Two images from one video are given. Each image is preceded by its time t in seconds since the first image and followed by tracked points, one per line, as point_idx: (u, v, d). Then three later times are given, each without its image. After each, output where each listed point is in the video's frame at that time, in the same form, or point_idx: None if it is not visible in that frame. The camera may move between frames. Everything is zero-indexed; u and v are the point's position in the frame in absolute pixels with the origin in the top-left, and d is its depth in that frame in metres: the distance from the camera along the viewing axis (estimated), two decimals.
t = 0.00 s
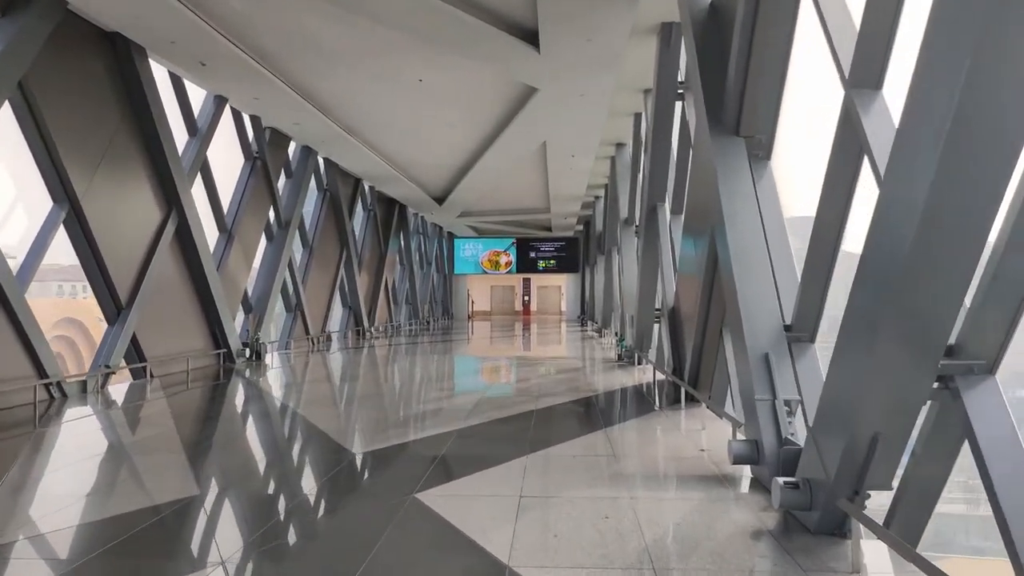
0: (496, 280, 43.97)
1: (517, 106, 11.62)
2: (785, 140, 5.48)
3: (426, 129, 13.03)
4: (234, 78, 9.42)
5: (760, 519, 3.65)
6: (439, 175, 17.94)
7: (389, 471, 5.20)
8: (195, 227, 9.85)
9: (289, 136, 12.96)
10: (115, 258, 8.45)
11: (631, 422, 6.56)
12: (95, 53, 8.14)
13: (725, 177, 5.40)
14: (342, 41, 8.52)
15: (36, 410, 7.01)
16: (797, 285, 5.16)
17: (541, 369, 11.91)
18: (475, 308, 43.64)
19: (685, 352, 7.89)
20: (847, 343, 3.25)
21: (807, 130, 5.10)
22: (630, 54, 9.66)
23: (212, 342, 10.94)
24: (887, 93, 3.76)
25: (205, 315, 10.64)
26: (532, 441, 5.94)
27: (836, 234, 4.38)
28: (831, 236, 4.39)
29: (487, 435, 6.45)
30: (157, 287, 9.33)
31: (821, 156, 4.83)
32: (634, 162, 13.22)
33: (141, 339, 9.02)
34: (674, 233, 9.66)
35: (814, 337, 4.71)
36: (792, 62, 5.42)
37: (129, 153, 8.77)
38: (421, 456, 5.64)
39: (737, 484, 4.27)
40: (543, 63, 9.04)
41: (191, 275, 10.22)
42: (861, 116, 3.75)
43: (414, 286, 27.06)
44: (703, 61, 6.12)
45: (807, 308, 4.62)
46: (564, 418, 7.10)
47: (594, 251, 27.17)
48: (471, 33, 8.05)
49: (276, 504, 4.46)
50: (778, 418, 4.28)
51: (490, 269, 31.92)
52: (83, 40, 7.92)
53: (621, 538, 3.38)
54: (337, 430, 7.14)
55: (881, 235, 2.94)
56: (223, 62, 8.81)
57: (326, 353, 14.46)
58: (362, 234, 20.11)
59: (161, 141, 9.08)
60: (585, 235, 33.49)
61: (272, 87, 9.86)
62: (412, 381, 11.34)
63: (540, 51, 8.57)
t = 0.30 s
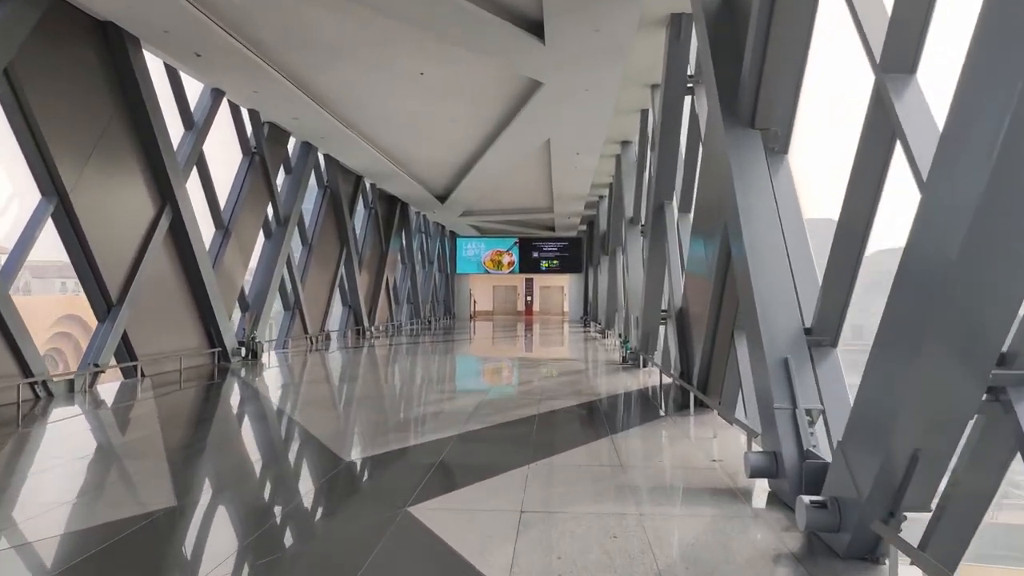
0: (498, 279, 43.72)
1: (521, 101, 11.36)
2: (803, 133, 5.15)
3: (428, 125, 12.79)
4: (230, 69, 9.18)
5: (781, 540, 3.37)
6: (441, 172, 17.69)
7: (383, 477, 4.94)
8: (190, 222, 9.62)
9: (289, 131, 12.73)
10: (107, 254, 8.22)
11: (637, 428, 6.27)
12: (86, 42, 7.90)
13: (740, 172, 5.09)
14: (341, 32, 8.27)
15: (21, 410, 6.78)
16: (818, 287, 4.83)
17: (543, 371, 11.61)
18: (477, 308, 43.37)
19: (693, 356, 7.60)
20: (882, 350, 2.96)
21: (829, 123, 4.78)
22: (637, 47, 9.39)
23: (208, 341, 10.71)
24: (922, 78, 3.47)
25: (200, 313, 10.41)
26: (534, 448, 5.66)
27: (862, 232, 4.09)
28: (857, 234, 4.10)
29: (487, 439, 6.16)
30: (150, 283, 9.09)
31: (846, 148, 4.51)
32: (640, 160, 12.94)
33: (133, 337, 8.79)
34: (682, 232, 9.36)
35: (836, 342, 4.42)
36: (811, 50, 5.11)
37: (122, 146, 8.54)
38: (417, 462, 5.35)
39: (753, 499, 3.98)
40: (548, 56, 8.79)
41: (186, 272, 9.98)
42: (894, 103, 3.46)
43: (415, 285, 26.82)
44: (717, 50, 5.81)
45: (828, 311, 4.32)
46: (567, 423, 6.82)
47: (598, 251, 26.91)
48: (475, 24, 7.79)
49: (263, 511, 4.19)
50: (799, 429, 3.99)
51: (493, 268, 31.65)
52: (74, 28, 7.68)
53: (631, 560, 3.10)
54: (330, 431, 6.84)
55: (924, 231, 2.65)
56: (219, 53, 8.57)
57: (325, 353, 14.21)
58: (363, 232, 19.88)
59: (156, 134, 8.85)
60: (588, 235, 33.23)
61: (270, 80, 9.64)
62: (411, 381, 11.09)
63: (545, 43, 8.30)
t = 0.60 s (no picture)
0: (499, 280, 43.51)
1: (520, 98, 11.09)
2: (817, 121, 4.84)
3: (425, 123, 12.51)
4: (220, 67, 8.92)
5: (805, 565, 3.09)
6: (441, 172, 17.42)
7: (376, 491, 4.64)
8: (180, 224, 9.36)
9: (283, 130, 12.47)
10: (94, 257, 7.96)
11: (643, 437, 5.99)
12: (71, 39, 7.67)
13: (752, 165, 4.79)
14: (334, 27, 8.00)
15: (2, 420, 6.49)
16: (837, 290, 4.53)
17: (545, 374, 11.34)
18: (478, 309, 43.16)
19: (701, 359, 7.30)
20: (920, 357, 2.67)
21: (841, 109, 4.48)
22: (640, 40, 9.11)
23: (200, 346, 10.46)
24: (956, 60, 3.17)
25: (192, 317, 10.15)
26: (535, 458, 5.38)
27: (888, 227, 3.78)
28: (883, 228, 3.79)
29: (486, 447, 5.88)
30: (139, 287, 8.83)
31: (862, 140, 4.17)
32: (642, 158, 12.65)
33: (122, 343, 8.53)
34: (687, 231, 9.07)
35: (857, 347, 4.13)
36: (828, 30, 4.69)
37: (109, 145, 8.29)
38: (413, 474, 5.07)
39: (771, 518, 3.69)
40: (548, 51, 8.50)
41: (177, 275, 9.73)
42: (925, 87, 3.17)
43: (415, 287, 26.56)
44: (725, 39, 5.52)
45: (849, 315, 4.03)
46: (569, 430, 6.54)
47: (599, 251, 26.68)
48: (472, 17, 7.50)
49: (245, 530, 3.92)
50: (819, 440, 3.71)
51: (493, 269, 31.41)
52: (56, 24, 7.42)
53: None
54: (323, 439, 6.57)
55: (971, 225, 2.35)
56: (207, 49, 8.30)
57: (321, 357, 13.92)
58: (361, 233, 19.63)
59: (144, 133, 8.59)
60: (589, 235, 33.01)
61: (262, 78, 9.39)
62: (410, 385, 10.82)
63: (545, 36, 8.01)
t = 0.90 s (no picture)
0: (499, 279, 43.27)
1: (520, 91, 10.79)
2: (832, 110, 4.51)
3: (423, 117, 12.20)
4: (209, 56, 8.62)
5: None
6: (439, 169, 17.12)
7: (362, 501, 4.36)
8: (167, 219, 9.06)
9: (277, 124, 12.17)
10: (76, 253, 7.68)
11: (646, 445, 5.69)
12: (53, 25, 7.38)
13: (765, 156, 4.48)
14: (325, 14, 7.70)
15: None
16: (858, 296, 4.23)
17: (544, 375, 11.05)
18: (477, 308, 42.91)
19: (706, 362, 7.01)
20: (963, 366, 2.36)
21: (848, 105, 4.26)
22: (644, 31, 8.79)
23: (189, 345, 10.18)
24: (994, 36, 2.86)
25: (181, 315, 9.86)
26: (533, 467, 5.09)
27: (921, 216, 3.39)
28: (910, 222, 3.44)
29: (481, 454, 5.60)
30: (124, 284, 8.55)
31: (860, 137, 4.10)
32: (645, 154, 12.34)
33: (106, 342, 8.24)
34: (692, 230, 8.78)
35: (879, 352, 3.83)
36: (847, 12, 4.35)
37: (93, 137, 8.00)
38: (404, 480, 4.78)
39: (788, 538, 3.39)
40: (549, 41, 8.19)
41: (165, 272, 9.44)
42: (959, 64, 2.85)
43: (414, 285, 26.29)
44: (736, 24, 5.21)
45: (870, 318, 3.72)
46: (569, 436, 6.26)
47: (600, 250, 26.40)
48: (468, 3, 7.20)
49: (216, 544, 3.63)
50: (840, 454, 3.42)
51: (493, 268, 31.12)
52: (36, 9, 7.13)
53: None
54: (311, 443, 6.27)
55: None
56: (195, 37, 8.00)
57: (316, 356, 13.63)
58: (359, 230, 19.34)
59: (129, 125, 8.30)
60: (590, 234, 32.72)
61: (252, 68, 9.08)
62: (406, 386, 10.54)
63: (545, 24, 7.71)
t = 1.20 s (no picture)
0: (500, 280, 43.02)
1: (520, 85, 10.49)
2: (851, 98, 4.17)
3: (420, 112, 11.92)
4: (198, 48, 8.32)
5: None
6: (438, 166, 16.82)
7: (350, 514, 4.07)
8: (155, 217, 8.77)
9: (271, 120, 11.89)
10: (59, 251, 7.40)
11: (652, 453, 5.39)
12: (35, 15, 7.10)
13: (780, 146, 4.15)
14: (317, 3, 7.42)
15: None
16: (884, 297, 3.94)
17: (545, 377, 10.76)
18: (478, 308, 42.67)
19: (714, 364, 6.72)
20: None
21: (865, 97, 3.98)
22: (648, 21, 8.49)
23: (180, 347, 9.90)
24: None
25: (170, 316, 9.58)
26: (533, 477, 4.80)
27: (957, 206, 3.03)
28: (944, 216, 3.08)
29: (478, 461, 5.30)
30: (109, 284, 8.27)
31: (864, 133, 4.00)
32: (648, 150, 12.05)
33: (91, 344, 7.95)
34: (698, 227, 8.48)
35: (907, 355, 3.54)
36: None
37: (77, 131, 7.72)
38: (397, 491, 4.49)
39: (812, 560, 3.10)
40: (549, 31, 7.89)
41: (154, 271, 9.16)
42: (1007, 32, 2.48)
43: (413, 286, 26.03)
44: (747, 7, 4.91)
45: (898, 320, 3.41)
46: (571, 441, 5.97)
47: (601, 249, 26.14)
48: None
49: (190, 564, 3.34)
50: (870, 467, 3.12)
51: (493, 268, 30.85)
52: None
53: None
54: (301, 449, 5.97)
55: None
56: (183, 28, 7.72)
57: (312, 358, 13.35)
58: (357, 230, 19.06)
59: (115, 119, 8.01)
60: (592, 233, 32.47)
61: (243, 60, 8.79)
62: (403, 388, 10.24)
63: (546, 13, 7.40)
